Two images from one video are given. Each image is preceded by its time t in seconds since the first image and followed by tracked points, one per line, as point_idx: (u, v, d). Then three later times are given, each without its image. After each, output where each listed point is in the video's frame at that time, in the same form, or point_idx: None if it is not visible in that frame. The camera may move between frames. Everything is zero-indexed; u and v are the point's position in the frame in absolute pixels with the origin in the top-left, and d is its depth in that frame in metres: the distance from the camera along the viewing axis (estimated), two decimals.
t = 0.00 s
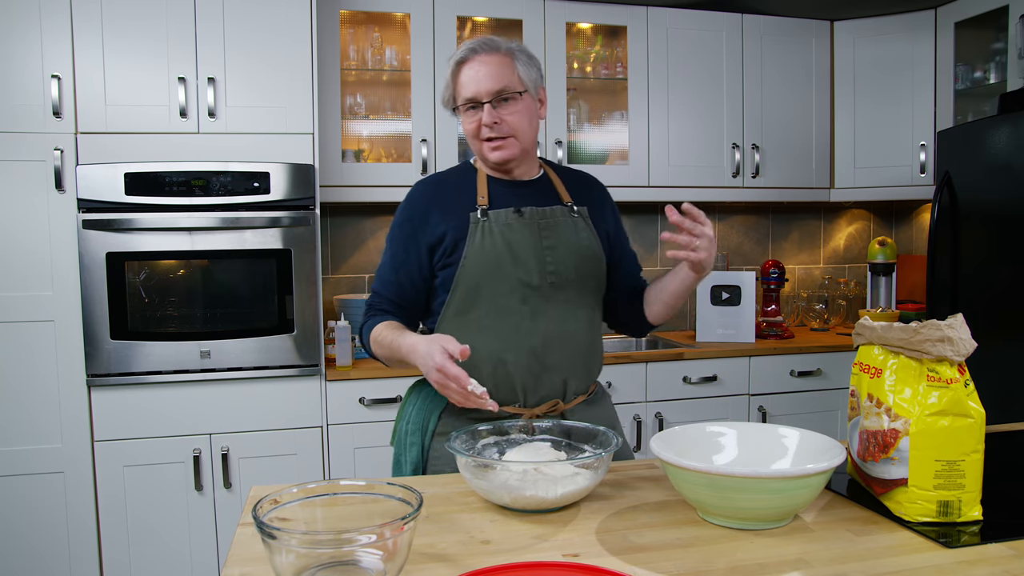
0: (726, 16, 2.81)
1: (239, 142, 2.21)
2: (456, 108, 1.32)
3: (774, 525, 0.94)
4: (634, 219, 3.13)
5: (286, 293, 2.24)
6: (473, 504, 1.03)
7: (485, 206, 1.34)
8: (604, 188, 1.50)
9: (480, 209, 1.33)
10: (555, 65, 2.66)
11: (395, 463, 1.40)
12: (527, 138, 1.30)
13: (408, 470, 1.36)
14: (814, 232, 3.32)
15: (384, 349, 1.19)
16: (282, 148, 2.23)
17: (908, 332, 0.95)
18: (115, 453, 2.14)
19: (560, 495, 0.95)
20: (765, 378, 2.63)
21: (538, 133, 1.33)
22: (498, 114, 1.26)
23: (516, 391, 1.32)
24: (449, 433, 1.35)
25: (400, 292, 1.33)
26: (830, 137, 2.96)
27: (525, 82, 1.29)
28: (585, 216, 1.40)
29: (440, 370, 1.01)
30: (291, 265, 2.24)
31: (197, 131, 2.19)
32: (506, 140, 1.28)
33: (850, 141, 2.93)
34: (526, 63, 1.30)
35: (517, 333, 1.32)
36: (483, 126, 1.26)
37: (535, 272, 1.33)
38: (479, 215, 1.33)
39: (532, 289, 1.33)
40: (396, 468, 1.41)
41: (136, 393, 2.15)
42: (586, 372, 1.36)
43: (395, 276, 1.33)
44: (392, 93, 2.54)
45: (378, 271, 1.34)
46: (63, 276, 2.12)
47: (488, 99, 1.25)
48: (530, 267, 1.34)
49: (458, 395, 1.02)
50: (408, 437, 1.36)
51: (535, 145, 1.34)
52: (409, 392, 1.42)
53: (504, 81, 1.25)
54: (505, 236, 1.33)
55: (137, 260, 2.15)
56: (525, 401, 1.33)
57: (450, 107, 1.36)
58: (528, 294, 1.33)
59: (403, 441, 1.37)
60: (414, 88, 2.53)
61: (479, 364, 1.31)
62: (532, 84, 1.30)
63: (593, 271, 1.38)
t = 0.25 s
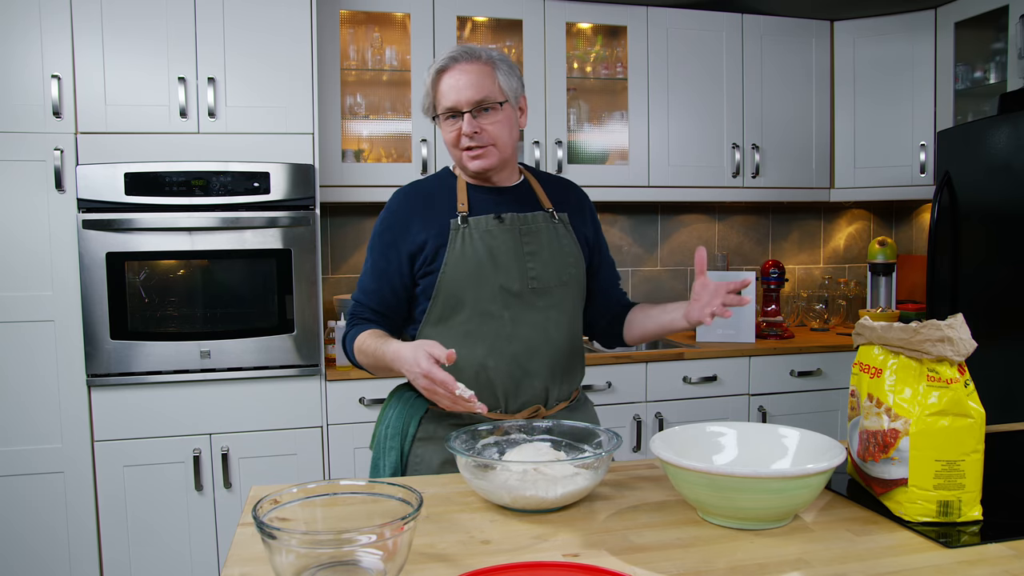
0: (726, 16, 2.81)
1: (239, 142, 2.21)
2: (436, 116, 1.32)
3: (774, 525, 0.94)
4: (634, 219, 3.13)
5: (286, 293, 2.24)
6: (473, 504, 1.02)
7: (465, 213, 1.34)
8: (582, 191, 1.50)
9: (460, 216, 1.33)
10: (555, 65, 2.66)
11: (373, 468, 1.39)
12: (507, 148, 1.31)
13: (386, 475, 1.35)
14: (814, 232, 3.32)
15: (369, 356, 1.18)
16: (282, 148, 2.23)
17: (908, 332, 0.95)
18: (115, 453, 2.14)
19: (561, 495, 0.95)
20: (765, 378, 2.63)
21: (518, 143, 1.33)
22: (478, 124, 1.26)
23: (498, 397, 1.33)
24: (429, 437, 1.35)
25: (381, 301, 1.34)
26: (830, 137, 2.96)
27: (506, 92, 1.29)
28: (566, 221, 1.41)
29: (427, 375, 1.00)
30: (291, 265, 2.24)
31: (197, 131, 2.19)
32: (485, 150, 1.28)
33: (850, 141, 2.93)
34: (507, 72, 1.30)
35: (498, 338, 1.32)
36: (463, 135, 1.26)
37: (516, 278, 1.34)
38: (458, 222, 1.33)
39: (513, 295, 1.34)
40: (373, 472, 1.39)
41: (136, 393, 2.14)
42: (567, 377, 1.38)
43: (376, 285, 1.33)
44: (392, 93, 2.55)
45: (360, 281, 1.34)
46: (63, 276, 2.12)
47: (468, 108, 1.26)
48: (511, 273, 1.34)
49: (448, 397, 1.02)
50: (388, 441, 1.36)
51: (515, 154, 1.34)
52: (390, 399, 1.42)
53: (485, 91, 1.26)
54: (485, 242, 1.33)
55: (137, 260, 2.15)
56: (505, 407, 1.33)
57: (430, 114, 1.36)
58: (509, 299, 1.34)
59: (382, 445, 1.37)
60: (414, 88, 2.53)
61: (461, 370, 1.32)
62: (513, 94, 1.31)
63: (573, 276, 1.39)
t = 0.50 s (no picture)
0: (726, 16, 2.81)
1: (239, 142, 2.21)
2: (431, 115, 1.32)
3: (774, 525, 0.94)
4: (634, 219, 3.13)
5: (286, 293, 2.24)
6: (473, 504, 1.02)
7: (458, 213, 1.34)
8: (574, 189, 1.50)
9: (453, 216, 1.33)
10: (555, 66, 2.66)
11: (368, 470, 1.39)
12: (502, 149, 1.31)
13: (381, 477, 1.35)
14: (814, 232, 3.32)
15: (359, 358, 1.17)
16: (282, 148, 2.23)
17: (908, 332, 0.95)
18: (115, 453, 2.14)
19: (561, 495, 0.95)
20: (765, 378, 2.63)
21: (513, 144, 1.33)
22: (474, 124, 1.26)
23: (494, 397, 1.32)
24: (424, 440, 1.35)
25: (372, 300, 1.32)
26: (830, 137, 2.96)
27: (502, 92, 1.29)
28: (558, 221, 1.42)
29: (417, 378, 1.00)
30: (291, 265, 2.24)
31: (197, 131, 2.18)
32: (480, 150, 1.28)
33: (850, 141, 2.93)
34: (504, 73, 1.30)
35: (493, 338, 1.32)
36: (459, 135, 1.26)
37: (510, 277, 1.34)
38: (451, 223, 1.33)
39: (508, 295, 1.34)
40: (370, 475, 1.40)
41: (136, 393, 2.14)
42: (562, 376, 1.38)
43: (368, 286, 1.31)
44: (392, 93, 2.55)
45: (350, 280, 1.32)
46: (63, 276, 2.12)
47: (464, 108, 1.26)
48: (506, 273, 1.34)
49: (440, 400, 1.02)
50: (383, 444, 1.36)
51: (510, 155, 1.34)
52: (385, 401, 1.42)
53: (482, 91, 1.26)
54: (480, 242, 1.34)
55: (137, 260, 2.15)
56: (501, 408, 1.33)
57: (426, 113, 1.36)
58: (504, 299, 1.34)
59: (377, 447, 1.37)
60: (414, 88, 2.53)
61: (456, 371, 1.32)
62: (509, 95, 1.31)
63: (567, 276, 1.40)
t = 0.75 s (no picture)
0: (726, 16, 2.81)
1: (239, 142, 2.21)
2: (432, 115, 1.31)
3: (774, 525, 0.94)
4: (634, 219, 3.13)
5: (286, 293, 2.24)
6: (473, 504, 1.02)
7: (458, 214, 1.33)
8: (573, 189, 1.51)
9: (453, 217, 1.33)
10: (555, 66, 2.66)
11: (369, 471, 1.38)
12: (503, 151, 1.31)
13: (383, 478, 1.35)
14: (814, 232, 3.32)
15: (363, 361, 1.17)
16: (282, 148, 2.23)
17: (908, 332, 0.95)
18: (115, 453, 2.14)
19: (561, 495, 0.95)
20: (765, 378, 2.63)
21: (513, 146, 1.33)
22: (476, 126, 1.26)
23: (496, 398, 1.33)
24: (426, 440, 1.35)
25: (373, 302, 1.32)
26: (830, 137, 2.96)
27: (504, 95, 1.29)
28: (558, 221, 1.42)
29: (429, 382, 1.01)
30: (291, 265, 2.24)
31: (197, 131, 2.19)
32: (482, 152, 1.28)
33: (850, 141, 2.93)
34: (506, 75, 1.30)
35: (494, 339, 1.33)
36: (461, 137, 1.26)
37: (511, 278, 1.34)
38: (452, 224, 1.33)
39: (509, 296, 1.34)
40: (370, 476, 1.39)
41: (136, 393, 2.14)
42: (563, 376, 1.38)
43: (368, 287, 1.31)
44: (392, 93, 2.55)
45: (351, 281, 1.32)
46: (63, 276, 2.12)
47: (466, 109, 1.25)
48: (507, 274, 1.34)
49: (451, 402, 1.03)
50: (385, 445, 1.36)
51: (509, 157, 1.34)
52: (384, 401, 1.42)
53: (484, 93, 1.26)
54: (480, 243, 1.34)
55: (137, 260, 2.15)
56: (503, 408, 1.33)
57: (425, 113, 1.35)
58: (505, 300, 1.34)
59: (379, 448, 1.37)
60: (414, 88, 2.53)
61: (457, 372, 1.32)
62: (511, 97, 1.31)
63: (568, 276, 1.40)
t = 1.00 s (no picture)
0: (726, 16, 2.81)
1: (239, 142, 2.21)
2: (440, 115, 1.30)
3: (774, 525, 0.94)
4: (634, 219, 3.13)
5: (286, 293, 2.24)
6: (473, 504, 1.03)
7: (463, 214, 1.34)
8: (577, 187, 1.50)
9: (457, 217, 1.33)
10: (555, 66, 2.66)
11: (373, 471, 1.39)
12: (511, 154, 1.31)
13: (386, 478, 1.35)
14: (814, 232, 3.32)
15: (365, 362, 1.16)
16: (282, 148, 2.23)
17: (908, 332, 0.95)
18: (115, 453, 2.14)
19: (561, 494, 0.95)
20: (765, 378, 2.63)
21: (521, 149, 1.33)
22: (488, 128, 1.26)
23: (499, 398, 1.33)
24: (428, 439, 1.35)
25: (376, 302, 1.31)
26: (830, 137, 2.96)
27: (516, 98, 1.29)
28: (562, 221, 1.42)
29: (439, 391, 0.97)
30: (291, 265, 2.24)
31: (197, 131, 2.18)
32: (491, 154, 1.28)
33: (850, 141, 2.93)
34: (517, 78, 1.30)
35: (498, 339, 1.33)
36: (471, 139, 1.25)
37: (515, 279, 1.34)
38: (456, 223, 1.33)
39: (513, 296, 1.34)
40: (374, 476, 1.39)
41: (136, 393, 2.14)
42: (566, 377, 1.38)
43: (372, 286, 1.31)
44: (392, 93, 2.54)
45: (352, 280, 1.31)
46: (63, 276, 2.12)
47: (479, 112, 1.25)
48: (510, 274, 1.34)
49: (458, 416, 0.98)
50: (388, 444, 1.36)
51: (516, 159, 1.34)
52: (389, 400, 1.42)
53: (497, 96, 1.25)
54: (484, 243, 1.34)
55: (137, 260, 2.15)
56: (506, 408, 1.34)
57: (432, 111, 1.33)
58: (508, 301, 1.34)
59: (383, 448, 1.37)
60: (414, 89, 2.53)
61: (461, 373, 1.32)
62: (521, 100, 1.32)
63: (571, 276, 1.40)
